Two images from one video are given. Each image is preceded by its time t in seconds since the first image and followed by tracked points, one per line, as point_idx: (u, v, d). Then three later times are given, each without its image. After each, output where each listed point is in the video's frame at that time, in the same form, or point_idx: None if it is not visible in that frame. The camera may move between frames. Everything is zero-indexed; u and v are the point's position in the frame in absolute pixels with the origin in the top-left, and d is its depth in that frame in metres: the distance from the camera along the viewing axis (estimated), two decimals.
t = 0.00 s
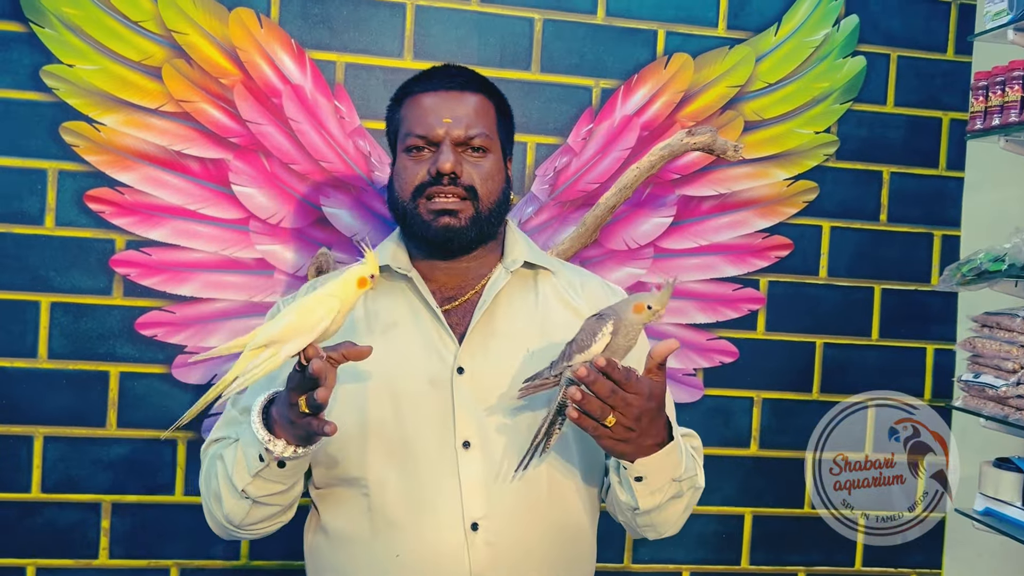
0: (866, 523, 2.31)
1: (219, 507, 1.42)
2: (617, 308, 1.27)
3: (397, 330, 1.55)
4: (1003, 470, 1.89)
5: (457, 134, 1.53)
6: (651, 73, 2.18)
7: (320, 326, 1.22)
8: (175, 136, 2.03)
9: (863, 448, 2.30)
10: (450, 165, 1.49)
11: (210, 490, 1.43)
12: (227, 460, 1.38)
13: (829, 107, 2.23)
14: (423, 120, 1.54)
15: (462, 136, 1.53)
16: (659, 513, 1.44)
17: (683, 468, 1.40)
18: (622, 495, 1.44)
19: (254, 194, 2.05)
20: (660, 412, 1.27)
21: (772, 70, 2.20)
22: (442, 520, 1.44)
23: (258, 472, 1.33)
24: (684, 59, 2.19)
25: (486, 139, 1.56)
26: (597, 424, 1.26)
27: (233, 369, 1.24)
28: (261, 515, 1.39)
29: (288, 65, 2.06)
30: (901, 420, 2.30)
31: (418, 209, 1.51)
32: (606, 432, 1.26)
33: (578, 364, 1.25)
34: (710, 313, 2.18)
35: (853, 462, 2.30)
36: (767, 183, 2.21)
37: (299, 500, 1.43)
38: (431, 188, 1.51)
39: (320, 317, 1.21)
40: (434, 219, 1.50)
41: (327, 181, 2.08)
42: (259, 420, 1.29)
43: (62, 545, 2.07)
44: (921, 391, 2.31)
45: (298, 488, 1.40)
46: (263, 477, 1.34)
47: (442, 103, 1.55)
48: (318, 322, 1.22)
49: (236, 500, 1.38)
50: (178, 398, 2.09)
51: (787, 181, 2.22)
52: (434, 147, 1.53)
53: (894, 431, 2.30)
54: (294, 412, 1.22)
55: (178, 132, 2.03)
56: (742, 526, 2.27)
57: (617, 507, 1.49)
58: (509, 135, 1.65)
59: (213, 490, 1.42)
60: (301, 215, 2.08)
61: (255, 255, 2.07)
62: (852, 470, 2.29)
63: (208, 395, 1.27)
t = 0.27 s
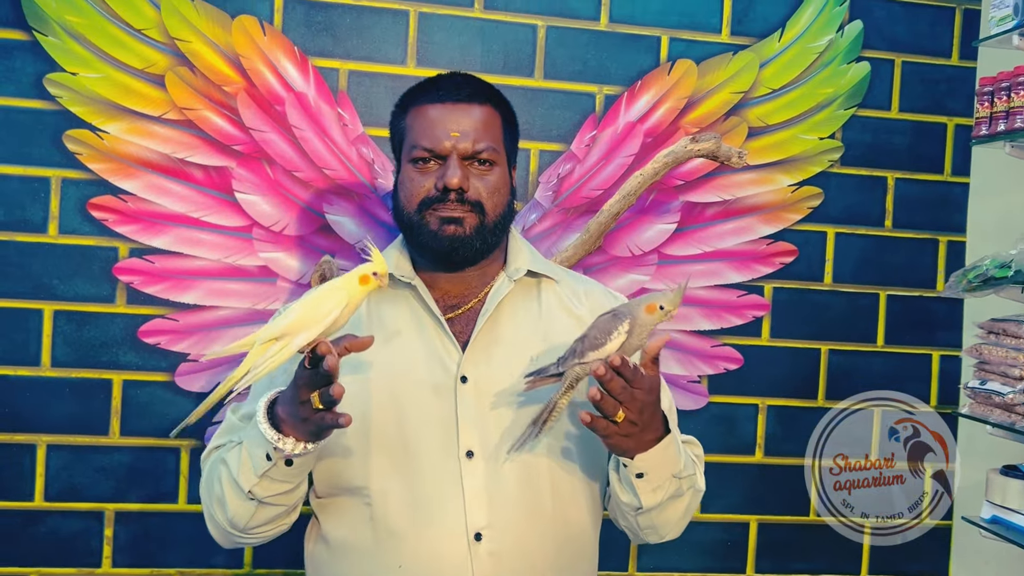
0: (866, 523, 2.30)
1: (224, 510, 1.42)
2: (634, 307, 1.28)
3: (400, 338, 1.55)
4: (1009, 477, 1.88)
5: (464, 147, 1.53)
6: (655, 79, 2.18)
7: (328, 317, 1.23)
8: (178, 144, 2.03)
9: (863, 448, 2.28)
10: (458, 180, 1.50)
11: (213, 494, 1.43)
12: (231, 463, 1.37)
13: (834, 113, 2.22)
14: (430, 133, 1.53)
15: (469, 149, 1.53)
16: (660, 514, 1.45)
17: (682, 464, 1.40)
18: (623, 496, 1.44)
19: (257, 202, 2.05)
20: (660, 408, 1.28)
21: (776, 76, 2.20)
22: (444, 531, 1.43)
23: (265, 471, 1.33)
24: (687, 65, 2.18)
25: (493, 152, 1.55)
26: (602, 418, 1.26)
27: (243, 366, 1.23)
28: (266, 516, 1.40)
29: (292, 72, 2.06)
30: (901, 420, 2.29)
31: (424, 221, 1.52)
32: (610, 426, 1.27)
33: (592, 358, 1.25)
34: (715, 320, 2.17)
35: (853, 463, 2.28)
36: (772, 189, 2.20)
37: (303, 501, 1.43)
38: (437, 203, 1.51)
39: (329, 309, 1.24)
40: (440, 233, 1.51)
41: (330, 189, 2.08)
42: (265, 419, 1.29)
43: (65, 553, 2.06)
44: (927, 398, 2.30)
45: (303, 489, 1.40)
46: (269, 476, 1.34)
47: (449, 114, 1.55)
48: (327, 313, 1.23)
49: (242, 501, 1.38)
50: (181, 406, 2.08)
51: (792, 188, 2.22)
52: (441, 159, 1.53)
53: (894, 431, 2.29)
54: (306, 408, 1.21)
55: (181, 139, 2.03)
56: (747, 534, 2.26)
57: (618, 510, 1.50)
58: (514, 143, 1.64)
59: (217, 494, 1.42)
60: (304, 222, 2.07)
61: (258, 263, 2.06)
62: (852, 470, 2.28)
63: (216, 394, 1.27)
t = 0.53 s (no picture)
0: (866, 523, 2.28)
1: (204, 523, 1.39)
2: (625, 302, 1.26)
3: (387, 346, 1.54)
4: (1019, 484, 1.86)
5: (457, 165, 1.52)
6: (660, 84, 2.17)
7: (319, 326, 1.20)
8: (182, 151, 2.02)
9: (862, 448, 2.27)
10: (451, 202, 1.49)
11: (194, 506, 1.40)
12: (213, 476, 1.36)
13: (839, 118, 2.21)
14: (423, 149, 1.52)
15: (463, 167, 1.52)
16: (644, 523, 1.44)
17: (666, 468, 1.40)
18: (608, 503, 1.44)
19: (262, 209, 2.05)
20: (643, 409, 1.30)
21: (781, 81, 2.19)
22: (435, 538, 1.43)
23: (249, 483, 1.32)
24: (692, 69, 2.18)
25: (485, 167, 1.54)
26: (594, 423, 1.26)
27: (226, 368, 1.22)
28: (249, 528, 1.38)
29: (295, 79, 2.06)
30: (901, 420, 2.28)
31: (415, 239, 1.53)
32: (604, 432, 1.26)
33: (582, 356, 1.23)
34: (720, 326, 2.16)
35: (853, 462, 2.27)
36: (777, 194, 2.19)
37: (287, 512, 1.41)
38: (429, 221, 1.51)
39: (319, 318, 1.20)
40: (431, 252, 1.52)
41: (334, 195, 2.07)
42: (251, 432, 1.28)
43: (69, 562, 2.06)
44: (934, 404, 2.28)
45: (288, 500, 1.39)
46: (254, 488, 1.33)
47: (440, 129, 1.53)
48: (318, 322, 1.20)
49: (225, 514, 1.36)
50: (185, 414, 2.07)
51: (798, 193, 2.20)
52: (433, 177, 1.52)
53: (893, 431, 2.28)
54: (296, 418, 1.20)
55: (184, 146, 2.03)
56: (754, 542, 2.24)
57: (603, 519, 1.49)
58: (504, 154, 1.63)
59: (197, 507, 1.40)
60: (308, 229, 2.07)
61: (262, 270, 2.06)
62: (852, 469, 2.27)
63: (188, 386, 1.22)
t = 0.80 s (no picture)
0: (866, 523, 2.25)
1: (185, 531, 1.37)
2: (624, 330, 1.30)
3: (373, 351, 1.51)
4: None
5: (443, 166, 1.48)
6: (668, 83, 2.15)
7: (298, 344, 1.19)
8: (188, 151, 2.02)
9: (862, 448, 2.25)
10: (437, 203, 1.45)
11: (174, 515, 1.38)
12: (195, 485, 1.33)
13: (849, 116, 2.19)
14: (408, 150, 1.49)
15: (449, 168, 1.48)
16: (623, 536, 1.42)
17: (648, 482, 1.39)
18: (590, 516, 1.40)
19: (268, 210, 2.04)
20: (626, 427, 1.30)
21: (791, 80, 2.17)
22: (419, 548, 1.41)
23: (233, 493, 1.29)
24: (701, 68, 2.15)
25: (472, 168, 1.51)
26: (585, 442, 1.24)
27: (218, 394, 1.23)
28: (230, 538, 1.35)
29: (301, 79, 2.05)
30: (901, 420, 2.26)
31: (400, 241, 1.49)
32: (591, 450, 1.25)
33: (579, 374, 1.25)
34: (729, 327, 2.15)
35: (854, 462, 2.25)
36: (787, 193, 2.17)
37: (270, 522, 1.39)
38: (415, 223, 1.48)
39: (300, 335, 1.20)
40: (417, 255, 1.48)
41: (341, 196, 2.06)
42: (236, 442, 1.26)
43: (76, 564, 2.05)
44: (946, 405, 2.26)
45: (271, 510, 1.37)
46: (238, 499, 1.31)
47: (427, 129, 1.49)
48: (298, 341, 1.19)
49: (207, 524, 1.34)
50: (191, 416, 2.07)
51: (808, 192, 2.19)
52: (418, 178, 1.48)
53: (893, 431, 2.26)
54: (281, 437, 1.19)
55: (190, 147, 2.02)
56: (764, 544, 2.22)
57: (582, 532, 1.47)
58: (492, 155, 1.60)
59: (177, 516, 1.37)
60: (314, 230, 2.06)
61: (269, 271, 2.05)
62: (852, 469, 2.24)
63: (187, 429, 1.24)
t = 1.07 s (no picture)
0: (866, 523, 2.23)
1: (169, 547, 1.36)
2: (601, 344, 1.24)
3: (359, 358, 1.49)
4: None
5: (430, 163, 1.46)
6: (670, 84, 2.14)
7: (291, 367, 1.15)
8: (187, 154, 2.00)
9: (862, 448, 2.23)
10: (424, 201, 1.43)
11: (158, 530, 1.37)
12: (179, 504, 1.33)
13: (852, 117, 2.18)
14: (394, 147, 1.46)
15: (436, 166, 1.46)
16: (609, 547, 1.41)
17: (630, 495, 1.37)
18: (572, 535, 1.38)
19: (268, 213, 2.02)
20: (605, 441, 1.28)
21: (793, 80, 2.16)
22: (404, 559, 1.39)
23: (218, 515, 1.28)
24: (703, 69, 2.14)
25: (459, 166, 1.48)
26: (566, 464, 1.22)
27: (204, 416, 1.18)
28: (214, 556, 1.34)
29: (301, 81, 2.03)
30: (901, 420, 2.24)
31: (388, 242, 1.46)
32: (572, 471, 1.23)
33: (556, 394, 1.20)
34: (732, 329, 2.13)
35: (853, 462, 2.23)
36: (790, 194, 2.16)
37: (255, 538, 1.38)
38: (401, 222, 1.45)
39: (292, 358, 1.15)
40: (404, 254, 1.46)
41: (341, 198, 2.05)
42: (220, 465, 1.24)
43: (75, 570, 2.04)
44: (951, 408, 2.24)
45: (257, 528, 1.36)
46: (223, 519, 1.30)
47: (414, 128, 1.47)
48: (291, 365, 1.15)
49: (192, 542, 1.33)
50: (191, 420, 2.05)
51: (811, 193, 2.17)
52: (405, 176, 1.46)
53: (893, 431, 2.23)
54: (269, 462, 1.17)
55: (189, 149, 2.01)
56: (768, 548, 2.21)
57: (565, 546, 1.45)
58: (479, 156, 1.58)
59: (161, 532, 1.36)
60: (314, 233, 2.04)
61: (269, 274, 2.03)
62: (852, 469, 2.23)
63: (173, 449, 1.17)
